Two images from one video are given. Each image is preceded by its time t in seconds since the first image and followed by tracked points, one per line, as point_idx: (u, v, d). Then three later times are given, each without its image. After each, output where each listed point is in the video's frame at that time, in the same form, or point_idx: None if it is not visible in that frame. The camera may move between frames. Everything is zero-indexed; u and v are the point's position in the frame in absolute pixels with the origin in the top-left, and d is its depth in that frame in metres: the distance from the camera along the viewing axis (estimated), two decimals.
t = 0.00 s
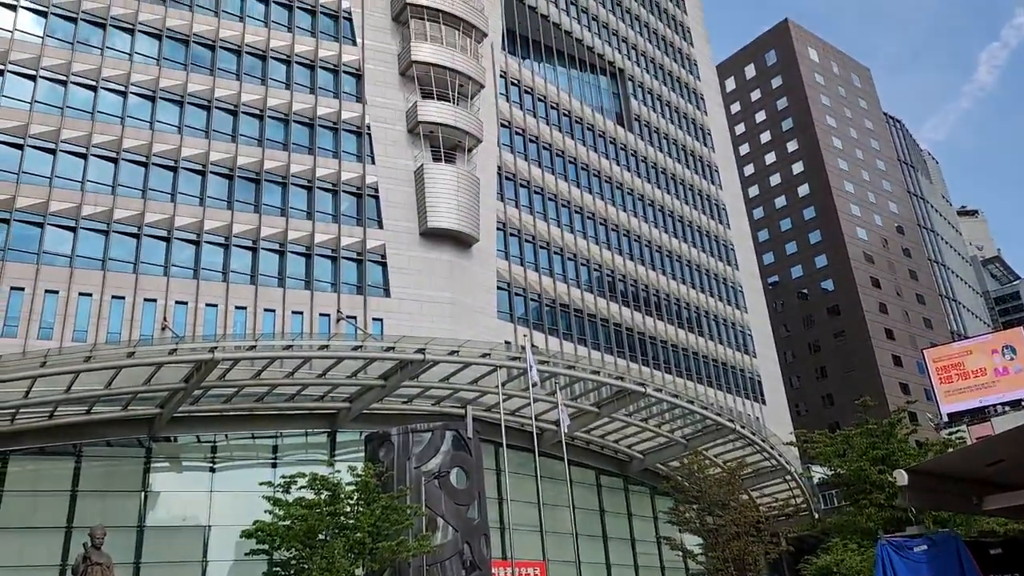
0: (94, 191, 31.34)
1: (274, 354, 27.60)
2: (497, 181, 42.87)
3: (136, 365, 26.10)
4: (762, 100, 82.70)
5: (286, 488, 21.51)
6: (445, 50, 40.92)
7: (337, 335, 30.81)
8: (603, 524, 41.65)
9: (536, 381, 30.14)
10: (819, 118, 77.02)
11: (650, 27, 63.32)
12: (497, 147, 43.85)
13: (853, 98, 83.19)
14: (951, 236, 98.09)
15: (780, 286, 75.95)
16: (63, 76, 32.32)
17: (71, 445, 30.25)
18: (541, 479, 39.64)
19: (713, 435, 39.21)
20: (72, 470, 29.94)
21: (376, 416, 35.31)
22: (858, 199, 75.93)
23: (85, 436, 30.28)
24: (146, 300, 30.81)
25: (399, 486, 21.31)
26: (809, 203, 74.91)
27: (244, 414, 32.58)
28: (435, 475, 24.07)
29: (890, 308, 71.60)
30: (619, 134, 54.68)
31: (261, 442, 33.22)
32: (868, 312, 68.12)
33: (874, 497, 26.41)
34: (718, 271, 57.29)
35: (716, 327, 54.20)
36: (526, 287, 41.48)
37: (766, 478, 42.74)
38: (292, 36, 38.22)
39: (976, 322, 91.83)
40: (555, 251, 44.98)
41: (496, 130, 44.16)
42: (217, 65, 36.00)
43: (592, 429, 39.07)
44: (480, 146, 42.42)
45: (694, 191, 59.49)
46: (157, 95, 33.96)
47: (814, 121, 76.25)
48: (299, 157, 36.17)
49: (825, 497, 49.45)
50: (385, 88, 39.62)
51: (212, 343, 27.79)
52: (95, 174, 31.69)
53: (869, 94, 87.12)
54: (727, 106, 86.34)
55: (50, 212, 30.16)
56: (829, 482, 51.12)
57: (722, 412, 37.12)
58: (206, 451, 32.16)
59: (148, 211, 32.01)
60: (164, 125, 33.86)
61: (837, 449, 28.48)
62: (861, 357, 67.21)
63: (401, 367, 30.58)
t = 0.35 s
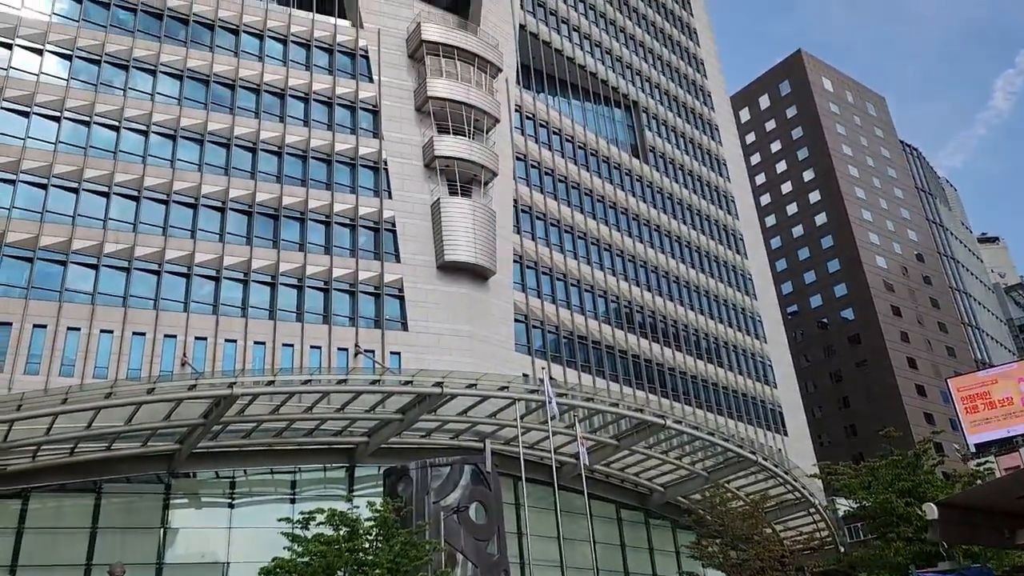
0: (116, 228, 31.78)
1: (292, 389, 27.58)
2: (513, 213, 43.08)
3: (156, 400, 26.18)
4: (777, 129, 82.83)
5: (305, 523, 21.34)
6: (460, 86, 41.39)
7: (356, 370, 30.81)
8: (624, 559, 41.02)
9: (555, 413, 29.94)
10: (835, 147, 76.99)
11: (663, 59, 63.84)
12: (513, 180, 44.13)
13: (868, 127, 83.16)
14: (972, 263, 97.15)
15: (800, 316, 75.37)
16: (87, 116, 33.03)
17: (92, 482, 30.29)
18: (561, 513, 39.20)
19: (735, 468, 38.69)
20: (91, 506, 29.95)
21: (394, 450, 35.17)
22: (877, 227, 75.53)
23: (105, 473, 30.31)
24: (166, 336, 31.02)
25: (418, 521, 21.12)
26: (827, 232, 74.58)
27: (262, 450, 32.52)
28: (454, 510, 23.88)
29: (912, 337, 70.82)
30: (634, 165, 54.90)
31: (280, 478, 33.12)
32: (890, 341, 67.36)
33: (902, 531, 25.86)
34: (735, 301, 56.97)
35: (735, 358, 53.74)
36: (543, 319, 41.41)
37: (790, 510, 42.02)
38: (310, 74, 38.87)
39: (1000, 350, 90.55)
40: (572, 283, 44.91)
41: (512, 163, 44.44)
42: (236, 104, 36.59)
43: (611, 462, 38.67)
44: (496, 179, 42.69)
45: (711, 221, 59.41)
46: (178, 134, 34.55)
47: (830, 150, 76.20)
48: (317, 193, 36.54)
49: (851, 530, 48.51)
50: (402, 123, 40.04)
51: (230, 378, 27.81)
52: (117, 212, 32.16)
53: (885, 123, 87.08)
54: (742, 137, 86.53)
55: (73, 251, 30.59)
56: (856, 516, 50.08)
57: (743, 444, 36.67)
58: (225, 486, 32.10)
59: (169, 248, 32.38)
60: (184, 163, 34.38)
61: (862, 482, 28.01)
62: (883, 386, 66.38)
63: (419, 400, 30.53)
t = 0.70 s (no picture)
0: (138, 267, 32.15)
1: (311, 426, 27.48)
2: (530, 247, 43.18)
3: (175, 438, 26.18)
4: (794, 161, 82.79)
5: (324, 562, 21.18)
6: (477, 122, 41.77)
7: (375, 406, 30.74)
8: None
9: (575, 447, 29.57)
10: (853, 178, 76.75)
11: (678, 93, 64.19)
12: (530, 215, 44.30)
13: (886, 157, 82.94)
14: (996, 293, 95.98)
15: (822, 348, 74.58)
16: (110, 157, 33.63)
17: (112, 521, 30.28)
18: (582, 551, 38.64)
19: (759, 503, 38.05)
20: (111, 546, 29.94)
21: (414, 487, 34.90)
22: (897, 257, 74.95)
23: (125, 511, 30.26)
24: (187, 373, 31.15)
25: (437, 559, 20.88)
26: (847, 263, 74.06)
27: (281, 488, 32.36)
28: (474, 548, 23.63)
29: (936, 369, 69.81)
30: (651, 199, 54.98)
31: (299, 516, 32.92)
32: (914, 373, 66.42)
33: (933, 568, 25.23)
34: (756, 333, 56.50)
35: (757, 391, 53.15)
36: (562, 354, 41.23)
37: (817, 547, 41.16)
38: (329, 113, 39.44)
39: None
40: (591, 316, 44.77)
41: (529, 198, 44.65)
42: (256, 144, 37.11)
43: (632, 498, 38.08)
44: (513, 214, 42.86)
45: (729, 253, 59.21)
46: (199, 174, 35.05)
47: (847, 181, 75.99)
48: (336, 230, 36.85)
49: (879, 567, 47.43)
50: (420, 160, 40.39)
51: (249, 416, 27.76)
52: (140, 251, 32.55)
53: (902, 153, 86.82)
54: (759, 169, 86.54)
55: (95, 289, 30.93)
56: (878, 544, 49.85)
57: (767, 479, 36.08)
58: (245, 525, 31.96)
59: (189, 286, 32.67)
60: (205, 202, 34.82)
61: (889, 518, 27.46)
62: (908, 419, 65.36)
63: (438, 436, 30.40)
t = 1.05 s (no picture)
0: (159, 305, 32.48)
1: (331, 462, 27.33)
2: (548, 280, 43.23)
3: (196, 476, 26.23)
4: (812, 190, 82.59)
5: None
6: (493, 157, 42.07)
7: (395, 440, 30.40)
8: None
9: (596, 480, 29.25)
10: (872, 206, 76.39)
11: (693, 125, 64.42)
12: (547, 248, 44.40)
13: (904, 185, 82.59)
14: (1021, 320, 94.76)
15: (845, 378, 73.71)
16: (133, 197, 34.17)
17: (133, 559, 30.35)
18: None
19: (784, 537, 37.42)
20: None
21: (434, 523, 34.64)
22: (919, 286, 74.26)
23: (145, 549, 30.21)
24: (208, 410, 31.26)
25: None
26: (868, 292, 73.43)
27: (300, 524, 32.21)
28: None
29: (963, 398, 68.75)
30: (668, 230, 55.01)
31: (319, 553, 32.87)
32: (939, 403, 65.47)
33: None
34: (777, 364, 56.00)
35: (779, 422, 52.54)
36: (582, 387, 41.01)
37: None
38: (347, 150, 39.92)
39: None
40: (611, 349, 44.57)
41: (546, 231, 44.79)
42: (276, 181, 37.56)
43: (655, 532, 37.54)
44: (530, 247, 42.99)
45: (748, 283, 58.95)
46: (220, 212, 35.48)
47: (866, 209, 75.65)
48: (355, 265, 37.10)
49: None
50: (437, 195, 40.65)
51: (269, 452, 27.53)
52: (161, 288, 32.90)
53: (920, 181, 86.43)
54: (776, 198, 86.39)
55: (117, 327, 31.22)
56: (901, 574, 49.53)
57: (792, 513, 35.48)
58: (265, 562, 31.99)
59: (210, 322, 32.92)
60: (226, 240, 35.21)
61: (918, 553, 26.94)
62: (935, 450, 64.28)
63: (458, 471, 30.26)
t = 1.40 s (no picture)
0: (182, 343, 32.75)
1: (352, 501, 27.16)
2: (568, 315, 43.13)
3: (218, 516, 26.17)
4: (832, 222, 82.21)
5: None
6: (512, 193, 42.29)
7: (415, 478, 30.22)
8: None
9: (619, 518, 28.78)
10: (893, 237, 75.82)
11: (711, 158, 64.50)
12: (567, 283, 44.38)
13: (926, 216, 82.00)
14: None
15: (871, 412, 72.64)
16: (158, 238, 34.64)
17: None
18: None
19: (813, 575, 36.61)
20: None
21: (456, 562, 34.28)
22: (944, 317, 73.35)
23: None
24: (229, 449, 31.31)
25: None
26: (892, 324, 72.61)
27: (322, 564, 31.98)
28: None
29: (993, 431, 67.45)
30: (688, 264, 54.88)
31: None
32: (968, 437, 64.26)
33: None
34: (801, 398, 55.30)
35: (805, 457, 51.75)
36: (603, 423, 40.65)
37: None
38: (367, 189, 40.34)
39: None
40: (632, 384, 44.22)
41: (565, 267, 44.82)
42: (297, 221, 37.94)
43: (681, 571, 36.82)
44: (549, 283, 43.02)
45: (770, 316, 58.51)
46: (241, 251, 35.86)
47: (888, 240, 75.10)
48: (375, 302, 37.25)
49: None
50: (456, 232, 40.87)
51: (289, 490, 27.50)
52: (184, 327, 33.18)
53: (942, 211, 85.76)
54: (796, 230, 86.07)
55: (141, 366, 31.45)
56: None
57: (821, 550, 34.75)
58: None
59: (232, 361, 33.08)
60: (248, 279, 35.54)
61: None
62: (966, 485, 62.94)
63: (480, 509, 29.93)
